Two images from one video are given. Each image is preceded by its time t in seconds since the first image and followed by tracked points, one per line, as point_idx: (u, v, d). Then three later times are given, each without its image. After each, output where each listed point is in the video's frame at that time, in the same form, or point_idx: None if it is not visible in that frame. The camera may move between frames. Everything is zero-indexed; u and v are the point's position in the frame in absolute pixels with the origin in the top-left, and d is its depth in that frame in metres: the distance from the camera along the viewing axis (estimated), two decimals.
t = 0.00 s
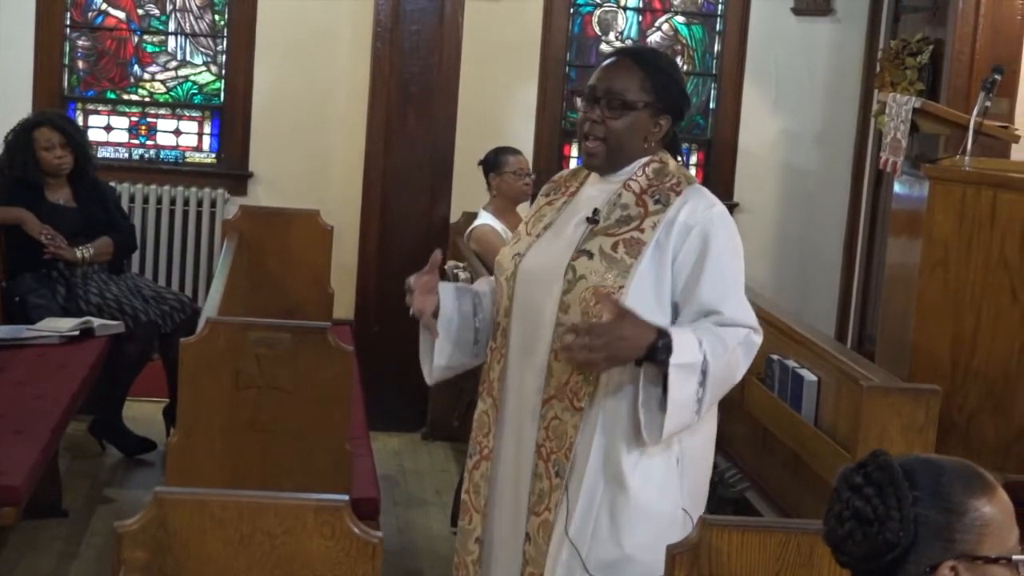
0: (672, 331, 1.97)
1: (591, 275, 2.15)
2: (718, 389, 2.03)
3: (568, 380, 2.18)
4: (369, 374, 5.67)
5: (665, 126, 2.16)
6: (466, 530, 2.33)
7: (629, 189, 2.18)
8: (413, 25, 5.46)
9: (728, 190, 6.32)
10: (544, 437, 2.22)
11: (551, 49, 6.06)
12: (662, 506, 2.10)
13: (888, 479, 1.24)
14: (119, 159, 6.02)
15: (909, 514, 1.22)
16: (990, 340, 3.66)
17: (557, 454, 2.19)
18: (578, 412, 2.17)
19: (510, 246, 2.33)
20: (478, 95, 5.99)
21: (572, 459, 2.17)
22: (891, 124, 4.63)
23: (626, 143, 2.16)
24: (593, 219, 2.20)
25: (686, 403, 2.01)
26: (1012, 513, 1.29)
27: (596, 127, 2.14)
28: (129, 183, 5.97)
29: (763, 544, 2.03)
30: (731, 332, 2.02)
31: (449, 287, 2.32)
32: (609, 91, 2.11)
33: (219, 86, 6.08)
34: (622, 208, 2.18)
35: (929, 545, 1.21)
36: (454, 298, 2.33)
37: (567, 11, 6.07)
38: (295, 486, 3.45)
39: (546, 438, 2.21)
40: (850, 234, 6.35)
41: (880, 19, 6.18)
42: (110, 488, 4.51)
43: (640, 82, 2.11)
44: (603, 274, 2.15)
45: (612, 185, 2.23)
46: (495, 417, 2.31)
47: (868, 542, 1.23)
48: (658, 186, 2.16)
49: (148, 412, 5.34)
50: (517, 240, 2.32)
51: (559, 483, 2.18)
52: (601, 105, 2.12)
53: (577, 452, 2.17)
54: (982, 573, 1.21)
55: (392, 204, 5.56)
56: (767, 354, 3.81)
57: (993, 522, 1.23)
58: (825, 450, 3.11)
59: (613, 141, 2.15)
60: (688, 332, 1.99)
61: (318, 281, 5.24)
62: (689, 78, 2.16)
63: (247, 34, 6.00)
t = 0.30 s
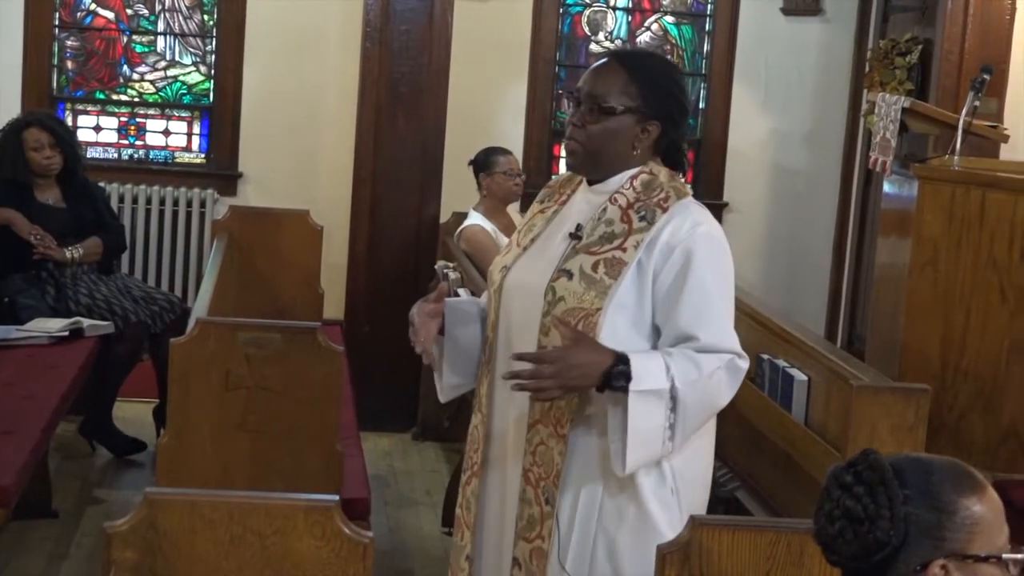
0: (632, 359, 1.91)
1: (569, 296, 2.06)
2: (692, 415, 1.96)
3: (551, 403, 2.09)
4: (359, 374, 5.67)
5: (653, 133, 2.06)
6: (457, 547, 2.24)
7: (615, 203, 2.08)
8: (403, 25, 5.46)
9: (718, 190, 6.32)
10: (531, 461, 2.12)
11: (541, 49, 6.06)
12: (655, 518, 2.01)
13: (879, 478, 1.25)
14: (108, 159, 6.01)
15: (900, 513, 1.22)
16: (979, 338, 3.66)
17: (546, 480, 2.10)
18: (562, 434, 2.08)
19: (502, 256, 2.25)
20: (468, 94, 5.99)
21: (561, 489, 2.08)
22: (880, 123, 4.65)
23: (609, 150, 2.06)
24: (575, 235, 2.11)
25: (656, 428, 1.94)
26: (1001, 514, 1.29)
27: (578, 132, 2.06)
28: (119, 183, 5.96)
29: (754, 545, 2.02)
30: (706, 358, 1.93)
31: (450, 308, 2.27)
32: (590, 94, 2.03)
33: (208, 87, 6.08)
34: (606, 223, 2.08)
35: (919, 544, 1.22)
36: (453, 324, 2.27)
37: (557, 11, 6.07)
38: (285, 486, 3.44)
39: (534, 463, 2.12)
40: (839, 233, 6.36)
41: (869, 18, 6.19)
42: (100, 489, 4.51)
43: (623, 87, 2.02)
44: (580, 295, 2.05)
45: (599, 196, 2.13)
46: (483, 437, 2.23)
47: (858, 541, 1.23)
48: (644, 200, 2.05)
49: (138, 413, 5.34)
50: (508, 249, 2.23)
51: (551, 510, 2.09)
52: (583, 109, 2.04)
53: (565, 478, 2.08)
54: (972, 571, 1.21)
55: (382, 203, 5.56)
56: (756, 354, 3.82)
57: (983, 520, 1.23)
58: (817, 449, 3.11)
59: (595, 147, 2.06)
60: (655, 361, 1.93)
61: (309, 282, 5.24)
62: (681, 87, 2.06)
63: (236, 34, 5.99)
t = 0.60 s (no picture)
0: (594, 386, 1.78)
1: (559, 314, 1.93)
2: (679, 437, 1.80)
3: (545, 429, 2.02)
4: (357, 374, 5.67)
5: (641, 133, 1.93)
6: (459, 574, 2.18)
7: (606, 211, 1.95)
8: (401, 25, 5.46)
9: (716, 189, 6.32)
10: (530, 488, 2.04)
11: (539, 49, 6.06)
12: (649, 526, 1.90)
13: (878, 478, 1.25)
14: (106, 159, 6.02)
15: (900, 513, 1.22)
16: (977, 338, 3.66)
17: (545, 508, 2.01)
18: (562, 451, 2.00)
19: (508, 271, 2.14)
20: (466, 94, 5.99)
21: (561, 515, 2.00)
22: (878, 124, 4.66)
23: (595, 155, 1.93)
24: (566, 248, 1.99)
25: (635, 454, 1.81)
26: (1000, 513, 1.29)
27: (562, 137, 1.94)
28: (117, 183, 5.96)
29: (753, 545, 2.01)
30: (687, 374, 1.77)
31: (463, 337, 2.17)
32: (569, 95, 1.91)
33: (206, 87, 6.08)
34: (596, 233, 1.95)
35: (917, 544, 1.22)
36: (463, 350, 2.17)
37: (555, 11, 6.07)
38: (283, 486, 3.43)
39: (533, 489, 2.03)
40: (837, 232, 6.37)
41: (867, 18, 6.19)
42: (98, 489, 4.52)
43: (603, 85, 1.89)
44: (570, 312, 1.92)
45: (592, 203, 2.00)
46: (483, 458, 2.16)
47: (857, 541, 1.23)
48: (633, 206, 1.92)
49: (136, 413, 5.34)
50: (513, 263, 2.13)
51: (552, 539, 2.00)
52: (565, 112, 1.92)
53: (565, 505, 2.00)
54: (971, 571, 1.22)
55: (380, 204, 5.56)
56: (754, 354, 3.81)
57: (982, 520, 1.23)
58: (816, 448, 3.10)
59: (579, 151, 1.94)
60: (626, 385, 1.80)
61: (307, 282, 5.24)
62: (670, 81, 1.92)
63: (234, 34, 5.99)
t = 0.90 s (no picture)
0: (548, 399, 1.76)
1: (542, 327, 1.86)
2: (642, 454, 1.72)
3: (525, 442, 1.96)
4: (353, 374, 5.67)
5: (623, 136, 1.86)
6: None
7: (590, 219, 1.88)
8: (397, 25, 5.46)
9: (712, 189, 6.33)
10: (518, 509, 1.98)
11: (535, 49, 6.06)
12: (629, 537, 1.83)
13: (874, 479, 1.25)
14: (102, 159, 6.01)
15: (896, 513, 1.23)
16: (973, 338, 3.66)
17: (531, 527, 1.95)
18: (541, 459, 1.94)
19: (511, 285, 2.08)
20: (462, 93, 5.99)
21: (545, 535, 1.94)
22: (874, 123, 4.67)
23: (575, 162, 1.87)
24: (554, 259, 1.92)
25: (599, 471, 1.76)
26: (998, 513, 1.29)
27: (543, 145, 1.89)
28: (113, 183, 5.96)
29: (749, 545, 2.02)
30: (647, 389, 1.71)
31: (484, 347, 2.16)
32: (547, 103, 1.87)
33: (202, 86, 6.07)
34: (581, 242, 1.88)
35: (915, 544, 1.22)
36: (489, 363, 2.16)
37: (551, 11, 6.07)
38: (279, 487, 3.42)
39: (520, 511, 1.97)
40: (833, 232, 6.37)
41: (863, 17, 6.19)
42: (95, 489, 4.52)
43: (578, 90, 1.84)
44: (551, 324, 1.85)
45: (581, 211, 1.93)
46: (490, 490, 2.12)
47: (854, 542, 1.24)
48: (615, 213, 1.85)
49: (132, 413, 5.34)
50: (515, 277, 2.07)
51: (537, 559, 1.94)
52: (543, 119, 1.88)
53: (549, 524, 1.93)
54: (969, 571, 1.22)
55: (377, 203, 5.56)
56: (751, 354, 3.81)
57: (978, 520, 1.23)
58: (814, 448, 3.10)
59: (559, 159, 1.88)
60: (585, 398, 1.76)
61: (303, 282, 5.24)
62: (652, 82, 1.85)
63: (230, 33, 5.98)
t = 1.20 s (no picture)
0: (539, 395, 1.77)
1: (537, 317, 1.85)
2: (634, 449, 1.73)
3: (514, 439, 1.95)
4: (351, 374, 5.67)
5: (622, 132, 1.86)
6: None
7: (589, 212, 1.87)
8: (396, 25, 5.47)
9: (711, 189, 6.33)
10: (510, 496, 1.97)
11: (533, 49, 6.05)
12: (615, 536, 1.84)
13: (874, 479, 1.28)
14: (100, 159, 6.01)
15: (896, 513, 1.26)
16: (972, 337, 3.66)
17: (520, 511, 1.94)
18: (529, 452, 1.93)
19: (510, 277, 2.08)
20: (460, 93, 6.00)
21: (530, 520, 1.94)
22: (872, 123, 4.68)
23: (574, 156, 1.87)
24: (552, 252, 1.92)
25: (591, 466, 1.76)
26: (997, 515, 1.33)
27: (543, 140, 1.89)
28: (111, 183, 5.95)
29: (747, 544, 2.01)
30: (638, 382, 1.71)
31: (484, 349, 2.16)
32: (546, 100, 1.88)
33: (200, 86, 6.08)
34: (579, 235, 1.88)
35: (914, 544, 1.25)
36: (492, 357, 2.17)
37: (549, 11, 6.07)
38: (277, 487, 3.42)
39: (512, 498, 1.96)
40: (831, 232, 6.37)
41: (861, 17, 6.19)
42: (92, 489, 4.51)
43: (577, 87, 1.85)
44: (546, 315, 1.84)
45: (580, 204, 1.92)
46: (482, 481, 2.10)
47: (854, 541, 1.27)
48: (614, 206, 1.84)
49: (130, 413, 5.33)
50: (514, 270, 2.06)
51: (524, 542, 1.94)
52: (542, 114, 1.88)
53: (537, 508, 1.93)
54: (968, 571, 1.25)
55: (374, 203, 5.56)
56: (748, 354, 3.80)
57: (976, 520, 1.27)
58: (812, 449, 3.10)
59: (558, 154, 1.88)
60: (577, 394, 1.76)
61: (301, 282, 5.23)
62: (653, 78, 1.85)
63: (228, 34, 5.98)
